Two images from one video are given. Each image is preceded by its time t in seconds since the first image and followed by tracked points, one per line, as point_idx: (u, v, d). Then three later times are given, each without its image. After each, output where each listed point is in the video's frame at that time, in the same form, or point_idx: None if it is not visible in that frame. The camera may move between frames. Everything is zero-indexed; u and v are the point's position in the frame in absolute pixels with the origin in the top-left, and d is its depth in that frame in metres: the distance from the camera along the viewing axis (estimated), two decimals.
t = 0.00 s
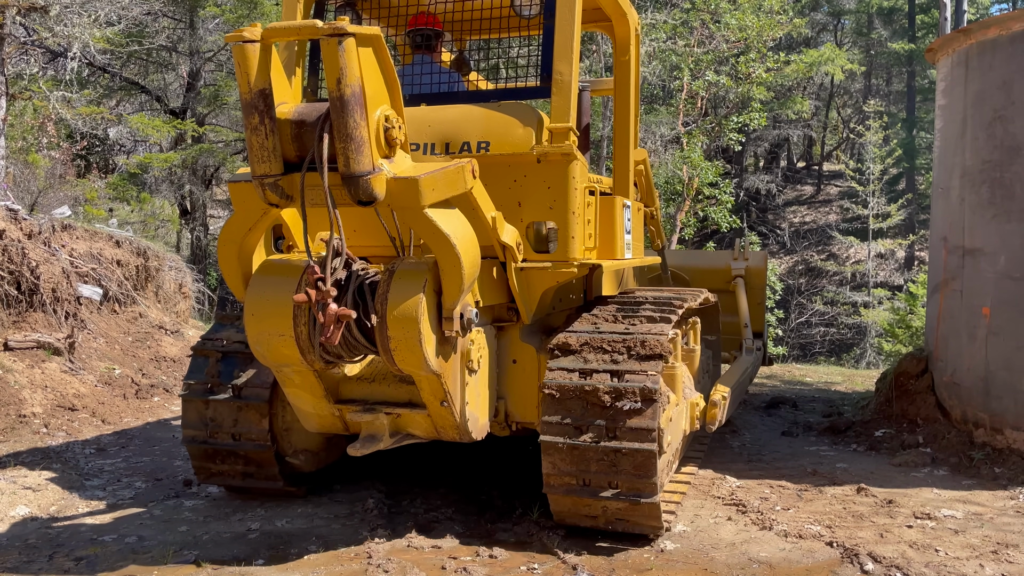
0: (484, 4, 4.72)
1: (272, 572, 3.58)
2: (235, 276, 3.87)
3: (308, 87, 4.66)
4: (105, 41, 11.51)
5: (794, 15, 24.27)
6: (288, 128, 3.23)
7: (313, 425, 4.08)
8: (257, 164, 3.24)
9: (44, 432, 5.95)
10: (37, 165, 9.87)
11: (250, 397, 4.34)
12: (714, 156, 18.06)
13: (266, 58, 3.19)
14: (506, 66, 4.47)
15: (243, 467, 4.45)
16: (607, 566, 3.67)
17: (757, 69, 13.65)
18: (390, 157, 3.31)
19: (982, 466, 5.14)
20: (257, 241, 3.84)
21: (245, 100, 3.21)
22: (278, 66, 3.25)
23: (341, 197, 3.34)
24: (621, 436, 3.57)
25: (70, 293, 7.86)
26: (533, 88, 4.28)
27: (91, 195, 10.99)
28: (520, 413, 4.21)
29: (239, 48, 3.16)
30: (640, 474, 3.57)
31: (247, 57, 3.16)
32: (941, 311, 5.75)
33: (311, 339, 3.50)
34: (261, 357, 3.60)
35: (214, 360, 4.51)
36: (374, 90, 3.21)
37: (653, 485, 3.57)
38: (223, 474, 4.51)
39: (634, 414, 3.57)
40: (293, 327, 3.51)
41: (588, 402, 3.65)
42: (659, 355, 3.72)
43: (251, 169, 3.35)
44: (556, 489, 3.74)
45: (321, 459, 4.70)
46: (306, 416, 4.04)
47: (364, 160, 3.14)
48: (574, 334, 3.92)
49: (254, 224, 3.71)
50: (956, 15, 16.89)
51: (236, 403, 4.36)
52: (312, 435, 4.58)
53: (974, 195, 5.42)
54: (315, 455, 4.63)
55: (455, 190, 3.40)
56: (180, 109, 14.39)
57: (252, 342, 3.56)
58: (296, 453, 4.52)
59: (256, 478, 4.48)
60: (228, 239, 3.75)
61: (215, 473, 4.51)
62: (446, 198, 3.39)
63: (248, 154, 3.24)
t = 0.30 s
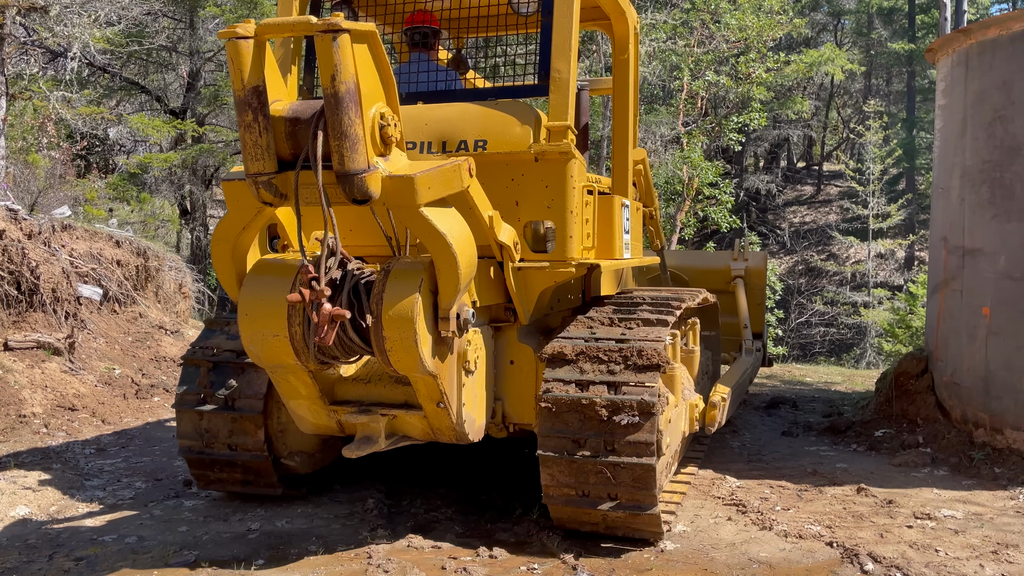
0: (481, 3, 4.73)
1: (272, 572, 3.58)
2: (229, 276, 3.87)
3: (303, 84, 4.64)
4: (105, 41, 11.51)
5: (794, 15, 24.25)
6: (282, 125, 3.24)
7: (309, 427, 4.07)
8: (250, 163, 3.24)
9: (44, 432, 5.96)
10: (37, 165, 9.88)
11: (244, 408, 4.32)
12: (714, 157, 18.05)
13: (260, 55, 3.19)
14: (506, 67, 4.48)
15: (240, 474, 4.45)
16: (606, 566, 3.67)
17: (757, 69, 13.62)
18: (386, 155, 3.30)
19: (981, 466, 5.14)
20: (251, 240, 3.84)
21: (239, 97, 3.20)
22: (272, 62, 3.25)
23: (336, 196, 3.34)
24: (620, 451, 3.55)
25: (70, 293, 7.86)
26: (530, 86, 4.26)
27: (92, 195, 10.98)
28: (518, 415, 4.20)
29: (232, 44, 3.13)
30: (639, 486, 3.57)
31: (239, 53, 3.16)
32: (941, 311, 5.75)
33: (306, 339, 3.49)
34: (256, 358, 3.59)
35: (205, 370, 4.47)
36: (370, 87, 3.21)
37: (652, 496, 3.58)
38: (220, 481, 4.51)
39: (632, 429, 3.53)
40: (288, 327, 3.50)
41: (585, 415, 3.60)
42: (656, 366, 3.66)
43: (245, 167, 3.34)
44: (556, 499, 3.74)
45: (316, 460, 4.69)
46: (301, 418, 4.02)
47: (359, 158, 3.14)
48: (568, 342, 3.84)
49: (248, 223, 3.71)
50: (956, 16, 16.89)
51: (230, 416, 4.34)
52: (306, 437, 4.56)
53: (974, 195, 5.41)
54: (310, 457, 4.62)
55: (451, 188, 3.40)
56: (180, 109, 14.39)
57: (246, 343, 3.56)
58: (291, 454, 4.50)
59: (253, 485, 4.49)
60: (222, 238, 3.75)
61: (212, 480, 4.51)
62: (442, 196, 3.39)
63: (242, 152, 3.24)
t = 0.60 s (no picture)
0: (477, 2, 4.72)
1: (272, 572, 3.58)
2: (224, 277, 3.86)
3: (300, 83, 4.64)
4: (105, 41, 11.51)
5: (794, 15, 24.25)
6: (275, 125, 3.22)
7: (305, 429, 4.07)
8: (245, 163, 3.24)
9: (44, 432, 5.96)
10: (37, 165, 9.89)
11: (238, 419, 4.31)
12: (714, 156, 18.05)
13: (254, 55, 3.19)
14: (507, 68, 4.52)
15: (238, 481, 4.46)
16: (606, 567, 3.68)
17: (757, 69, 13.60)
18: (381, 155, 3.30)
19: (982, 466, 5.14)
20: (246, 241, 3.83)
21: (232, 97, 3.22)
22: (267, 62, 3.24)
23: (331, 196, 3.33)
24: (619, 463, 3.55)
25: (70, 293, 7.85)
26: (527, 85, 4.25)
27: (92, 195, 10.98)
28: (515, 416, 4.20)
29: (225, 43, 3.14)
30: (639, 498, 3.58)
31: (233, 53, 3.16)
32: (941, 311, 5.75)
33: (300, 340, 3.49)
34: (251, 360, 3.59)
35: (198, 380, 4.45)
36: (365, 86, 3.21)
37: (652, 505, 3.59)
38: (218, 487, 4.52)
39: (631, 443, 3.52)
40: (283, 328, 3.50)
41: (583, 428, 3.58)
42: (654, 377, 3.60)
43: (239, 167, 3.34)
44: (555, 510, 3.75)
45: (313, 463, 4.69)
46: (298, 420, 4.02)
47: (354, 158, 3.13)
48: (564, 352, 3.76)
49: (242, 223, 3.71)
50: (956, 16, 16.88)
51: (225, 428, 4.33)
52: (301, 439, 4.57)
53: (974, 195, 5.41)
54: (306, 459, 4.62)
55: (448, 188, 3.40)
56: (180, 109, 14.39)
57: (241, 345, 3.55)
58: (287, 457, 4.50)
59: (252, 492, 4.50)
60: (216, 239, 3.75)
61: (211, 486, 4.52)
62: (438, 196, 3.39)
63: (236, 152, 3.23)
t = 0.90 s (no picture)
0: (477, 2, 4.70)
1: (272, 572, 3.59)
2: (224, 277, 3.86)
3: (299, 83, 4.63)
4: (105, 41, 11.51)
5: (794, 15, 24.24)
6: (276, 125, 3.21)
7: (305, 429, 4.07)
8: (245, 163, 3.24)
9: (44, 432, 5.96)
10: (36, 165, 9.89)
11: (239, 419, 4.30)
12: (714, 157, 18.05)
13: (253, 55, 3.20)
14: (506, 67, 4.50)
15: (239, 482, 4.46)
16: (606, 566, 3.68)
17: (757, 69, 13.59)
18: (381, 155, 3.29)
19: (981, 466, 5.14)
20: (246, 241, 3.83)
21: (232, 96, 3.22)
22: (266, 62, 3.24)
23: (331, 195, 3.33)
24: (620, 464, 3.56)
25: (70, 293, 7.85)
26: (527, 85, 4.25)
27: (92, 195, 10.98)
28: (515, 416, 4.20)
29: (225, 43, 3.15)
30: (639, 498, 3.58)
31: (234, 53, 3.16)
32: (941, 311, 5.75)
33: (300, 340, 3.49)
34: (251, 360, 3.59)
35: (199, 380, 4.46)
36: (365, 86, 3.21)
37: (651, 507, 3.59)
38: (219, 487, 4.52)
39: (631, 443, 3.52)
40: (282, 329, 3.50)
41: (583, 429, 3.58)
42: (654, 377, 3.61)
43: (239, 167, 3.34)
44: (555, 510, 3.75)
45: (313, 464, 4.69)
46: (298, 420, 4.02)
47: (354, 158, 3.13)
48: (564, 352, 3.75)
49: (242, 223, 3.71)
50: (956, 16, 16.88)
51: (226, 428, 4.33)
52: (301, 440, 4.57)
53: (974, 195, 5.42)
54: (307, 460, 4.63)
55: (448, 189, 3.40)
56: (180, 109, 14.39)
57: (241, 345, 3.56)
58: (286, 458, 4.50)
59: (253, 493, 4.50)
60: (216, 240, 3.75)
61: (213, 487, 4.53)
62: (438, 196, 3.39)
63: (236, 153, 3.24)
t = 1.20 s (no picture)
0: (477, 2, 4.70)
1: (272, 572, 3.59)
2: (224, 277, 3.86)
3: (300, 83, 4.63)
4: (105, 41, 11.51)
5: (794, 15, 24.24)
6: (276, 126, 3.21)
7: (305, 429, 4.07)
8: (245, 163, 3.24)
9: (44, 432, 5.96)
10: (36, 166, 9.89)
11: (239, 419, 4.30)
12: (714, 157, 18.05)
13: (253, 56, 3.20)
14: (506, 67, 4.50)
15: (239, 482, 4.46)
16: (606, 566, 3.68)
17: (757, 69, 13.59)
18: (381, 155, 3.29)
19: (982, 466, 5.13)
20: (246, 241, 3.83)
21: (232, 97, 3.22)
22: (266, 62, 3.24)
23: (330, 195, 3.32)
24: (620, 464, 3.56)
25: (70, 293, 7.85)
26: (527, 85, 4.25)
27: (91, 195, 10.97)
28: (515, 416, 4.20)
29: (225, 43, 3.15)
30: (639, 498, 3.58)
31: (233, 53, 3.16)
32: (941, 311, 5.75)
33: (300, 341, 3.49)
34: (251, 360, 3.59)
35: (199, 380, 4.46)
36: (364, 85, 3.21)
37: (651, 508, 3.59)
38: (219, 487, 4.52)
39: (631, 443, 3.52)
40: (282, 329, 3.50)
41: (583, 429, 3.58)
42: (654, 377, 3.60)
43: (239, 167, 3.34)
44: (555, 510, 3.75)
45: (313, 464, 4.69)
46: (298, 421, 4.02)
47: (354, 158, 3.13)
48: (564, 352, 3.75)
49: (242, 223, 3.71)
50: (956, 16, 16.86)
51: (226, 428, 4.33)
52: (301, 440, 4.56)
53: (974, 195, 5.42)
54: (307, 460, 4.62)
55: (448, 189, 3.40)
56: (180, 109, 14.39)
57: (241, 345, 3.56)
58: (286, 458, 4.50)
59: (253, 493, 4.50)
60: (216, 240, 3.75)
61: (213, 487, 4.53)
62: (438, 197, 3.39)
63: (235, 153, 3.23)
